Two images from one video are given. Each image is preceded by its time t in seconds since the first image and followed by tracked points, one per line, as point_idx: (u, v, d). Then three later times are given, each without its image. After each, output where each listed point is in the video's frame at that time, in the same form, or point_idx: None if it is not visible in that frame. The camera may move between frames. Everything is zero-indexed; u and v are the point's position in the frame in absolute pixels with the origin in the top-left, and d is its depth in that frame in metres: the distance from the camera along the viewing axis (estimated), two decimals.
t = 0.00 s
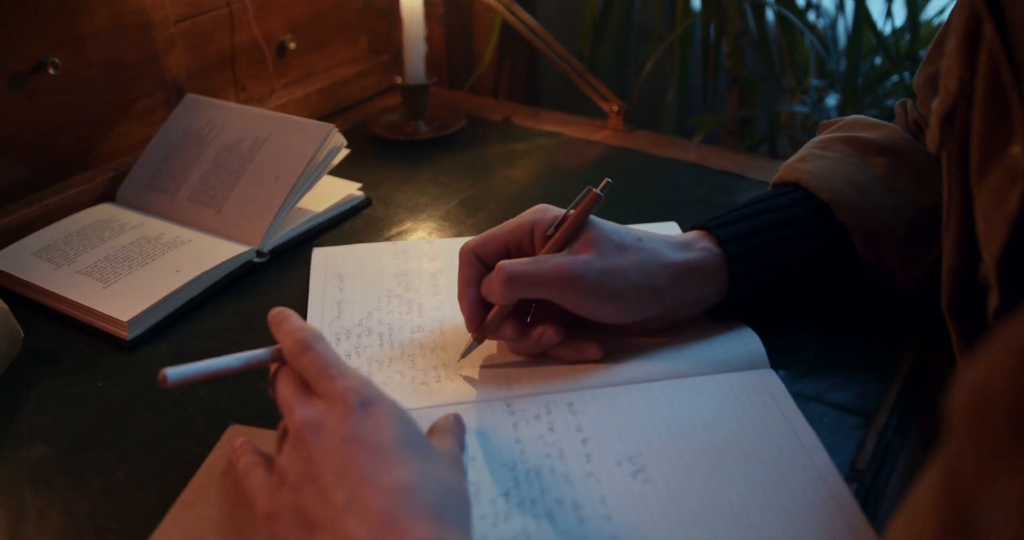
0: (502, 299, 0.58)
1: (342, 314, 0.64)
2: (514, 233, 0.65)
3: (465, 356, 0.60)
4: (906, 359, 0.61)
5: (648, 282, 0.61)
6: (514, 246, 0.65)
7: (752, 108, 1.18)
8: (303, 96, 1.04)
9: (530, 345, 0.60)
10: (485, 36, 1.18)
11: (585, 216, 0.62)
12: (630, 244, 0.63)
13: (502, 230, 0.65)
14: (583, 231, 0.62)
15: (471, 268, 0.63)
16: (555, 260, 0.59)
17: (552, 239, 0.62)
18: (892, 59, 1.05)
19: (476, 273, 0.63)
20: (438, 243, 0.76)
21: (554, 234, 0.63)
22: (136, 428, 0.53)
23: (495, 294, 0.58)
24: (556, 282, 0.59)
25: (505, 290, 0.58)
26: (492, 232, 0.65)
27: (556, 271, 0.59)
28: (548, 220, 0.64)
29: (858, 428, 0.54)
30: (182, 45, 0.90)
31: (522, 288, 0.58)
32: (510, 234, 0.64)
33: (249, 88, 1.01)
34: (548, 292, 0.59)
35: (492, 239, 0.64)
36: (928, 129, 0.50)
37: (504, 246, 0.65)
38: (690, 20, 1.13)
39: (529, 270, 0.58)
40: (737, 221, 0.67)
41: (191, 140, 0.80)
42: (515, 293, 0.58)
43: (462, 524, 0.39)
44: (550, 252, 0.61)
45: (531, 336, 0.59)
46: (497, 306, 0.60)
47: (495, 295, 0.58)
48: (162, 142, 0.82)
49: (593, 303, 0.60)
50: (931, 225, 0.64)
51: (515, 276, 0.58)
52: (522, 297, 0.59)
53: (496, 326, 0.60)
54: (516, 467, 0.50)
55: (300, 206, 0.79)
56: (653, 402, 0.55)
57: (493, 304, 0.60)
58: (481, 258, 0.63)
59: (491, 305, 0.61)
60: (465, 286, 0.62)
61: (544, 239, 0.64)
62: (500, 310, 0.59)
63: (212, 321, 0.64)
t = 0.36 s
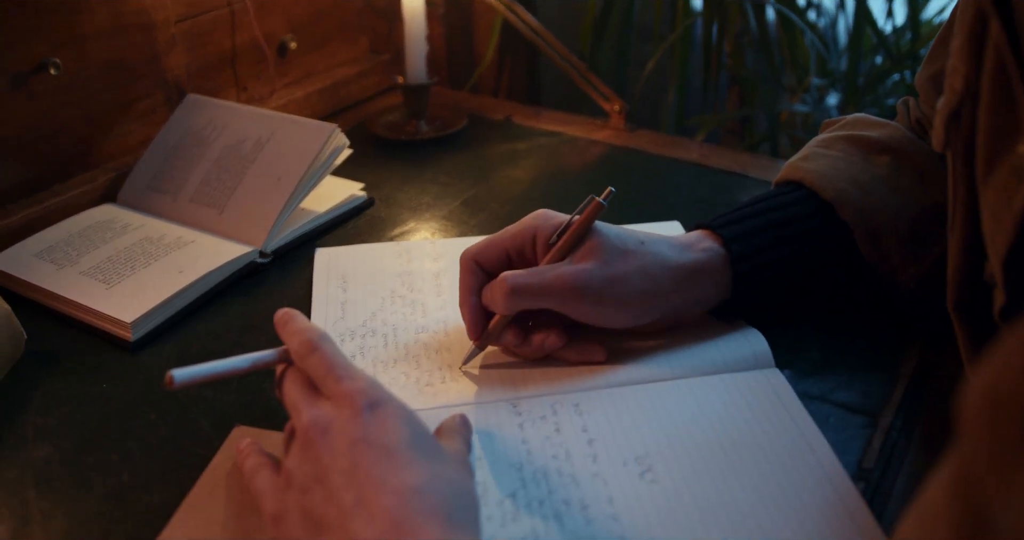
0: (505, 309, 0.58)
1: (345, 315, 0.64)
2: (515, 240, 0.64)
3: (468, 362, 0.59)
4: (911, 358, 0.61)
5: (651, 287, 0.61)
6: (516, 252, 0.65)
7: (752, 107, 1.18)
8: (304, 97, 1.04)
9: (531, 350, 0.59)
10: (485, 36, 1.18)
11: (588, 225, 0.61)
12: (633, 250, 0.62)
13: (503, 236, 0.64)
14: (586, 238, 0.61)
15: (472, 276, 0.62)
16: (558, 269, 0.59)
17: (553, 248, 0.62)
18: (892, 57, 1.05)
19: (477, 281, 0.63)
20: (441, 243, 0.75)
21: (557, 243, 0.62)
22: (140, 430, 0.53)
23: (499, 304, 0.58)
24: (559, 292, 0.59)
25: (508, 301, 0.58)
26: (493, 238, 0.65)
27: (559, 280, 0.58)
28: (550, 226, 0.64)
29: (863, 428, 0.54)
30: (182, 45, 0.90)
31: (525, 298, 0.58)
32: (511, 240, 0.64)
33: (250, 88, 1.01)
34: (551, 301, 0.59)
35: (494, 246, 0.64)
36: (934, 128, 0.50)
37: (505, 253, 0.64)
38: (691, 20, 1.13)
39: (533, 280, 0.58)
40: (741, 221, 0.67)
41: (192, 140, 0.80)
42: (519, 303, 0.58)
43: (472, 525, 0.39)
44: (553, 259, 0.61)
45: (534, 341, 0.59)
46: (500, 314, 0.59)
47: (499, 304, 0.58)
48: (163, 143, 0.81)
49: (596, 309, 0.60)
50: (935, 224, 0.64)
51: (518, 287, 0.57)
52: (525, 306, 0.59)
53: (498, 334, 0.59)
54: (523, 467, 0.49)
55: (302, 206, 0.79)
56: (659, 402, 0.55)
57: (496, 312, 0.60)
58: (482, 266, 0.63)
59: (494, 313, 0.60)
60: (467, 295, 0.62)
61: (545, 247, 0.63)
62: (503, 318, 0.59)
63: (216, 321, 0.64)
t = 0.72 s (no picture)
0: (512, 291, 0.59)
1: (349, 312, 0.64)
2: (523, 226, 0.64)
3: (476, 346, 0.60)
4: (916, 353, 0.61)
5: (657, 273, 0.61)
6: (525, 238, 0.65)
7: (755, 103, 1.18)
8: (305, 94, 1.03)
9: (539, 336, 0.60)
10: (487, 33, 1.17)
11: (595, 208, 0.61)
12: (639, 236, 0.62)
13: (512, 221, 0.65)
14: (592, 221, 0.62)
15: (481, 261, 0.63)
16: (565, 252, 0.59)
17: (561, 232, 0.62)
18: (895, 54, 1.05)
19: (486, 265, 0.63)
20: (444, 239, 0.75)
21: (564, 227, 0.62)
22: (145, 428, 0.53)
23: (505, 285, 0.59)
24: (565, 274, 0.59)
25: (515, 282, 0.58)
26: (503, 224, 0.65)
27: (565, 262, 0.59)
28: (559, 211, 0.64)
29: (870, 423, 0.54)
30: (183, 42, 0.90)
31: (531, 280, 0.58)
32: (519, 226, 0.64)
33: (251, 85, 1.01)
34: (557, 284, 0.59)
35: (503, 232, 0.64)
36: (944, 121, 0.50)
37: (514, 239, 0.65)
38: (693, 17, 1.12)
39: (539, 262, 0.58)
40: (747, 215, 0.67)
41: (195, 137, 0.80)
42: (525, 285, 0.58)
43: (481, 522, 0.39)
44: (560, 242, 0.61)
45: (541, 326, 0.60)
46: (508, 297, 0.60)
47: (505, 286, 0.59)
48: (165, 140, 0.81)
49: (602, 295, 0.60)
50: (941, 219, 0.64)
51: (524, 268, 0.58)
52: (532, 289, 0.59)
53: (506, 318, 0.60)
54: (531, 463, 0.49)
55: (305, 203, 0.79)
56: (667, 397, 0.54)
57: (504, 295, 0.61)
58: (491, 251, 0.64)
59: (502, 296, 0.61)
60: (476, 279, 0.62)
61: (553, 231, 0.63)
62: (510, 301, 0.59)
63: (220, 319, 0.64)
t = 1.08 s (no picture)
0: (516, 293, 0.58)
1: (356, 306, 0.64)
2: (526, 223, 0.64)
3: (481, 345, 0.59)
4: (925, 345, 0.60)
5: (663, 269, 0.61)
6: (527, 235, 0.64)
7: (758, 96, 1.18)
8: (308, 88, 1.03)
9: (544, 335, 0.59)
10: (490, 26, 1.17)
11: (598, 207, 0.61)
12: (644, 233, 0.62)
13: (514, 219, 0.64)
14: (597, 220, 0.61)
15: (484, 260, 0.62)
16: (569, 253, 0.59)
17: (564, 231, 0.61)
18: (899, 46, 1.05)
19: (489, 265, 0.63)
20: (449, 233, 0.75)
21: (567, 226, 0.62)
22: (152, 422, 0.52)
23: (510, 288, 0.58)
24: (570, 275, 0.58)
25: (519, 284, 0.58)
26: (504, 222, 0.64)
27: (569, 264, 0.58)
28: (562, 208, 0.64)
29: (879, 415, 0.54)
30: (186, 36, 0.89)
31: (535, 282, 0.58)
32: (522, 223, 0.64)
33: (254, 79, 1.00)
34: (562, 285, 0.58)
35: (506, 230, 0.64)
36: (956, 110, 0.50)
37: (517, 236, 0.64)
38: (697, 10, 1.12)
39: (543, 263, 0.58)
40: (752, 207, 0.67)
41: (198, 131, 0.80)
42: (529, 286, 0.58)
43: (493, 515, 0.38)
44: (564, 242, 0.60)
45: (545, 325, 0.59)
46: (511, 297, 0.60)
47: (509, 288, 0.58)
48: (169, 134, 0.81)
49: (607, 294, 0.60)
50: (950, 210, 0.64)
51: (528, 270, 0.57)
52: (536, 290, 0.59)
53: (509, 318, 0.60)
54: (539, 456, 0.49)
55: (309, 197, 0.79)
56: (675, 390, 0.54)
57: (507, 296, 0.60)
58: (494, 250, 0.63)
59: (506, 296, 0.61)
60: (479, 278, 0.62)
61: (557, 230, 0.63)
62: (514, 302, 0.59)
63: (226, 313, 0.64)
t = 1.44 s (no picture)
0: (532, 270, 0.58)
1: (367, 306, 0.63)
2: (545, 206, 0.64)
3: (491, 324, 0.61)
4: (939, 346, 0.60)
5: (677, 258, 0.61)
6: (545, 219, 0.65)
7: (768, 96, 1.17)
8: (317, 88, 1.03)
9: (557, 316, 0.60)
10: (499, 26, 1.17)
11: (616, 192, 0.61)
12: (660, 221, 0.62)
13: (534, 201, 0.65)
14: (614, 206, 0.61)
15: (502, 239, 0.63)
16: (587, 234, 0.59)
17: (582, 214, 0.62)
18: (909, 46, 1.04)
19: (507, 244, 0.63)
20: (459, 233, 0.75)
21: (585, 209, 0.62)
22: (163, 422, 0.52)
23: (527, 265, 0.58)
24: (587, 255, 0.58)
25: (537, 261, 0.58)
26: (524, 205, 0.65)
27: (587, 244, 0.58)
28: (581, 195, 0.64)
29: (893, 417, 0.53)
30: (196, 35, 0.89)
31: (553, 259, 0.58)
32: (541, 206, 0.64)
33: (264, 79, 1.00)
34: (578, 265, 0.59)
35: (525, 212, 0.64)
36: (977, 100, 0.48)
37: (535, 218, 0.65)
38: (705, 10, 1.12)
39: (561, 242, 0.58)
40: (765, 203, 0.67)
41: (209, 130, 0.80)
42: (546, 264, 0.58)
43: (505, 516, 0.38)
44: (581, 225, 0.61)
45: (559, 307, 0.60)
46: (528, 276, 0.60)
47: (527, 264, 0.58)
48: (179, 133, 0.81)
49: (622, 279, 0.60)
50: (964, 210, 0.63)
51: (546, 247, 0.58)
52: (553, 268, 0.59)
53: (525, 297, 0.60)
54: (552, 457, 0.49)
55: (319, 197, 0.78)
56: (687, 391, 0.54)
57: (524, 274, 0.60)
58: (512, 230, 0.64)
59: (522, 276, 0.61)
60: (496, 257, 0.62)
61: (574, 214, 0.63)
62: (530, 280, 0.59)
63: (236, 313, 0.63)
